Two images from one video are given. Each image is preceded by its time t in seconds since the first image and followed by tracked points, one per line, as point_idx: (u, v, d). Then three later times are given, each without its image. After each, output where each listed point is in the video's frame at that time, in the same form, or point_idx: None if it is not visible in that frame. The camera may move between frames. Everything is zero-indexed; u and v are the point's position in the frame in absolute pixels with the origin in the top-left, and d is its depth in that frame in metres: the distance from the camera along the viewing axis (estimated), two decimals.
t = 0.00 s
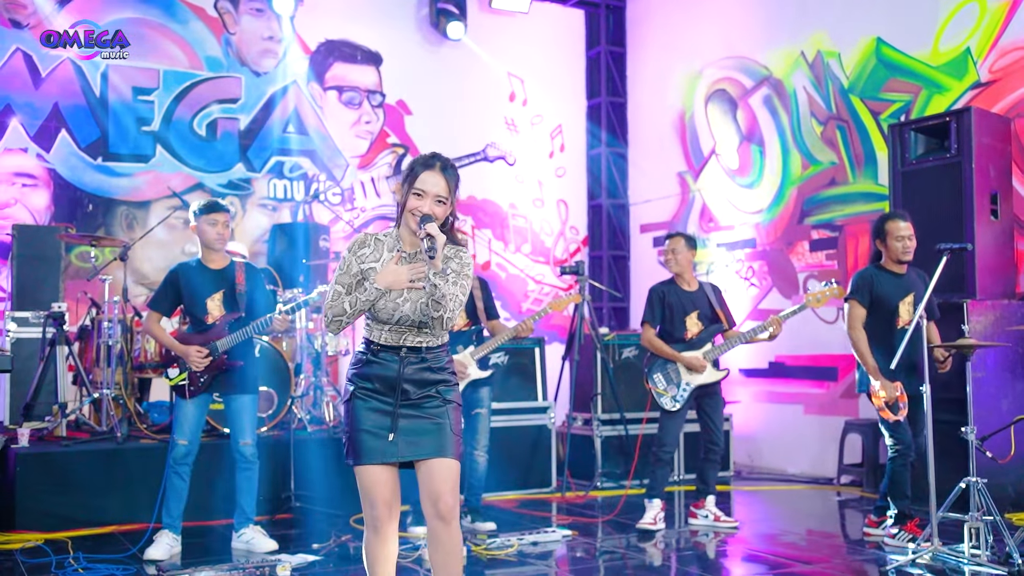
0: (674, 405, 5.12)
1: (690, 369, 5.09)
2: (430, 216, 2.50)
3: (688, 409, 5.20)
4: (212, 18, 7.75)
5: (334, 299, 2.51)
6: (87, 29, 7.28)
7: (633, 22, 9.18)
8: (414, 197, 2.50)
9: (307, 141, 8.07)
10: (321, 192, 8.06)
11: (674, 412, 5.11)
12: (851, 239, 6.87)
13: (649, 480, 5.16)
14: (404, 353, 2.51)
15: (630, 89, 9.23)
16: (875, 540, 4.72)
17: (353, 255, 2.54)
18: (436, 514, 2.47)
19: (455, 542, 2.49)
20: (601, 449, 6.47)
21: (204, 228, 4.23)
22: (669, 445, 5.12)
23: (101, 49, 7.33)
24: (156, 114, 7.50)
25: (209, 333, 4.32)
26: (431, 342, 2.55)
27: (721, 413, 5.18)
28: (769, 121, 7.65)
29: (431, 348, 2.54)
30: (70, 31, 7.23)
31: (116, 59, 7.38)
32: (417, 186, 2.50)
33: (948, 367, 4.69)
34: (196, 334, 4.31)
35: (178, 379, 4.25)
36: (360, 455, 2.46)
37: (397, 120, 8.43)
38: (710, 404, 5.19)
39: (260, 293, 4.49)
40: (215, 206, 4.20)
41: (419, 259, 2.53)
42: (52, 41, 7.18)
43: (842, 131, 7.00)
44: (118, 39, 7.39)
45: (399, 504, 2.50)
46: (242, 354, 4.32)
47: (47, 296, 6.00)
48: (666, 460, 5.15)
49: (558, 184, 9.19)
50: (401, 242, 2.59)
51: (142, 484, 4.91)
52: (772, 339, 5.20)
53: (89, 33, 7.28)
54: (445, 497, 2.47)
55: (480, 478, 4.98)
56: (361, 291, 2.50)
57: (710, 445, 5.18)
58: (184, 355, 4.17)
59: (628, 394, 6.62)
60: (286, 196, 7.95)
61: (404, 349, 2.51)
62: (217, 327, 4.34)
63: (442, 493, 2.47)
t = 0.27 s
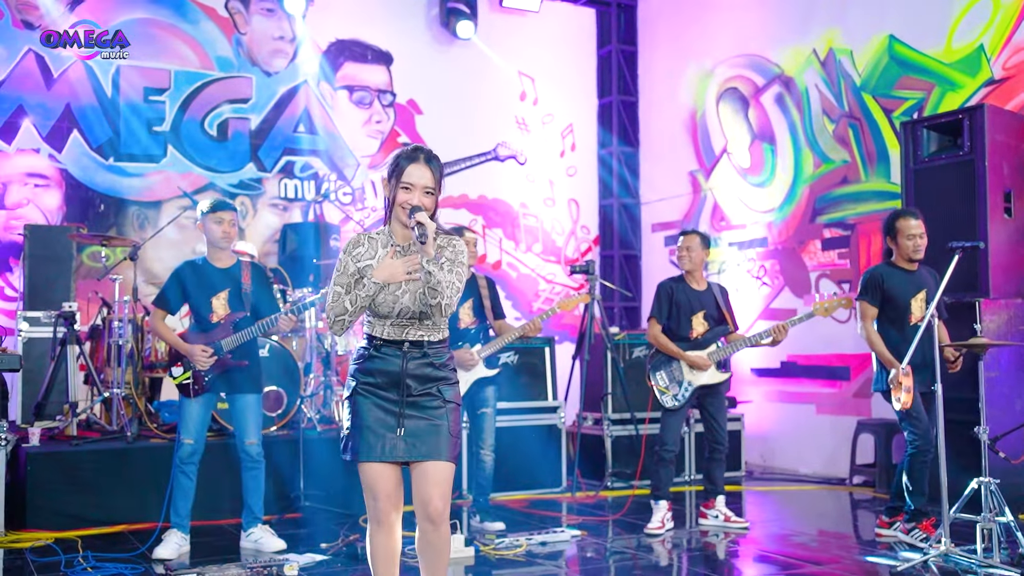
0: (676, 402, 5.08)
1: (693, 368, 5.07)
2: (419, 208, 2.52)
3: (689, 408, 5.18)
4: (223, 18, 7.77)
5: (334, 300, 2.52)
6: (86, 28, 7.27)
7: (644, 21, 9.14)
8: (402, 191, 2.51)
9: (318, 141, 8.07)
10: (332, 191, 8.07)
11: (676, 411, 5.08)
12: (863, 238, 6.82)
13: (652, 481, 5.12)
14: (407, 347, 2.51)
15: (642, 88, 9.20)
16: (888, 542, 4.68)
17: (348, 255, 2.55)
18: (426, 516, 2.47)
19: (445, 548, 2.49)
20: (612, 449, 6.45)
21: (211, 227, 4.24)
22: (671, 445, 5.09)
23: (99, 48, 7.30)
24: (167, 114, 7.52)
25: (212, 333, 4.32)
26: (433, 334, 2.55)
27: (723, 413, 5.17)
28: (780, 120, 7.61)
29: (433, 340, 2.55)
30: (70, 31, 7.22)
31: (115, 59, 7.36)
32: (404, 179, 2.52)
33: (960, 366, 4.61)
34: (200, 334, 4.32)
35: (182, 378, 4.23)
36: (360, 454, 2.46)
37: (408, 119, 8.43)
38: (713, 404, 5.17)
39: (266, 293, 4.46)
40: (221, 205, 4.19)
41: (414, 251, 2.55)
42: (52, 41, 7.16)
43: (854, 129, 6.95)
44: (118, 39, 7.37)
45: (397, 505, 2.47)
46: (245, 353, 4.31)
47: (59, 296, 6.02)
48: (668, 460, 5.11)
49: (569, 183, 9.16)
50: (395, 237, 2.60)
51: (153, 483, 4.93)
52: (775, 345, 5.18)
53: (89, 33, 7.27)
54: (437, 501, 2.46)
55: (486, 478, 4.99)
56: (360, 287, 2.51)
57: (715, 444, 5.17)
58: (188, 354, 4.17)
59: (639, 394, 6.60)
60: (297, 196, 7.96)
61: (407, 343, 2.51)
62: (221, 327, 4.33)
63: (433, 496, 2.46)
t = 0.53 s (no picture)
0: (667, 403, 5.08)
1: (688, 372, 5.05)
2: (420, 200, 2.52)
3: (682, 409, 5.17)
4: (235, 19, 7.79)
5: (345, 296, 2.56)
6: (86, 29, 7.27)
7: (657, 20, 9.11)
8: (404, 183, 2.50)
9: (330, 141, 8.09)
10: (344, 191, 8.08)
11: (668, 411, 5.09)
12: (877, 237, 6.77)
13: (656, 484, 5.08)
14: (418, 340, 2.54)
15: (654, 87, 9.17)
16: (900, 543, 4.63)
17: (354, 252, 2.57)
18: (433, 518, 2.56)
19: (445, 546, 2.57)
20: (623, 449, 6.43)
21: (212, 226, 4.28)
22: (671, 447, 5.08)
23: (99, 48, 7.30)
24: (180, 114, 7.54)
25: (216, 332, 4.31)
26: (442, 325, 2.58)
27: (717, 415, 5.14)
28: (793, 118, 7.57)
29: (442, 331, 2.58)
30: (70, 31, 7.22)
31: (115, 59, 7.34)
32: (405, 173, 2.52)
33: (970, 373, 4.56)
34: (202, 333, 4.31)
35: (183, 376, 4.23)
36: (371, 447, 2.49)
37: (420, 119, 8.43)
38: (706, 406, 5.14)
39: (269, 295, 4.50)
40: (224, 205, 4.24)
41: (418, 241, 2.56)
42: (52, 41, 7.16)
43: (868, 127, 6.90)
44: (119, 39, 7.36)
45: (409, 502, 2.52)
46: (246, 354, 4.33)
47: (72, 295, 6.05)
48: (670, 462, 5.09)
49: (581, 182, 9.14)
50: (400, 229, 2.61)
51: (163, 483, 4.95)
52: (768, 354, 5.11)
53: (89, 33, 7.26)
54: (444, 505, 2.54)
55: (493, 479, 4.93)
56: (368, 282, 2.53)
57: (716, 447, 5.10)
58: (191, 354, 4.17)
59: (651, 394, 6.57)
60: (309, 197, 7.98)
61: (417, 336, 2.54)
62: (224, 326, 4.34)
63: (441, 500, 2.54)
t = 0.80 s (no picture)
0: (676, 402, 5.06)
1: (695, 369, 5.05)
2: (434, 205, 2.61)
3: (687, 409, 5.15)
4: (247, 19, 7.81)
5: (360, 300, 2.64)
6: (85, 29, 7.26)
7: (669, 18, 9.08)
8: (418, 188, 2.61)
9: (342, 141, 8.09)
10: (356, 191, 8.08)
11: (675, 412, 5.06)
12: (890, 236, 6.72)
13: (665, 485, 5.05)
14: (439, 340, 2.60)
15: (667, 86, 9.13)
16: (913, 545, 4.57)
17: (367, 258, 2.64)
18: (448, 511, 2.60)
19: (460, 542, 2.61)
20: (635, 449, 6.40)
21: (216, 226, 4.30)
22: (678, 447, 5.05)
23: (99, 48, 7.28)
24: (192, 115, 7.56)
25: (219, 331, 4.33)
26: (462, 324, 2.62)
27: (721, 414, 5.13)
28: (806, 117, 7.52)
29: (463, 330, 2.62)
30: (71, 31, 7.22)
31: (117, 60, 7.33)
32: (419, 178, 2.61)
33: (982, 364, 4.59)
34: (205, 332, 4.32)
35: (186, 376, 4.25)
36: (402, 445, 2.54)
37: (432, 119, 8.43)
38: (710, 404, 5.14)
39: (269, 296, 4.50)
40: (225, 203, 4.26)
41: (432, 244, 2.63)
42: (53, 42, 7.16)
43: (882, 125, 6.85)
44: (120, 39, 7.34)
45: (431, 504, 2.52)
46: (249, 353, 4.36)
47: (85, 295, 6.08)
48: (679, 463, 5.05)
49: (594, 181, 9.11)
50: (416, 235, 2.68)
51: (173, 482, 4.95)
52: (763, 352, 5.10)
53: (90, 34, 7.26)
54: (461, 497, 2.59)
55: (500, 477, 4.98)
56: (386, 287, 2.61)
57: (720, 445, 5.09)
58: (195, 354, 4.17)
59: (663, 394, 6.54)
60: (321, 196, 7.99)
61: (438, 335, 2.60)
62: (228, 326, 4.35)
63: (458, 492, 2.58)
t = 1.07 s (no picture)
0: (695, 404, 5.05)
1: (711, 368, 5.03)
2: (450, 201, 2.89)
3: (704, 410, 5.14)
4: (259, 19, 7.82)
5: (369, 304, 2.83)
6: (85, 28, 7.26)
7: (681, 16, 9.04)
8: (436, 185, 2.88)
9: (353, 140, 8.10)
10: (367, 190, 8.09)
11: (694, 413, 5.05)
12: (904, 234, 6.68)
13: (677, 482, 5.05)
14: (448, 339, 2.79)
15: (679, 84, 9.09)
16: (926, 544, 4.54)
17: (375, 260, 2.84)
18: (464, 505, 2.82)
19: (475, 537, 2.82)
20: (645, 448, 6.37)
21: (222, 224, 4.30)
22: (692, 445, 5.05)
23: (99, 48, 7.28)
24: (204, 114, 7.58)
25: (227, 331, 4.36)
26: (468, 324, 2.83)
27: (739, 414, 5.06)
28: (819, 114, 7.48)
29: (470, 331, 2.83)
30: (70, 31, 7.22)
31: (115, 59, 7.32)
32: (436, 177, 2.89)
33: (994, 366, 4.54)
34: (215, 332, 4.35)
35: (196, 376, 4.29)
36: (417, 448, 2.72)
37: (443, 118, 8.43)
38: (731, 406, 5.06)
39: (277, 294, 4.53)
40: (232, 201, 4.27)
41: (439, 247, 2.86)
42: (52, 41, 7.16)
43: (895, 123, 6.80)
44: (119, 39, 7.33)
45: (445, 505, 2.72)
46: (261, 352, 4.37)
47: (96, 294, 6.10)
48: (695, 462, 5.04)
49: (606, 180, 9.08)
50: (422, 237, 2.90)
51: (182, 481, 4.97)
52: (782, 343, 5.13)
53: (89, 33, 7.26)
54: (476, 490, 2.80)
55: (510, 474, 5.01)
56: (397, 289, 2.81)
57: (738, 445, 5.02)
58: (205, 352, 4.18)
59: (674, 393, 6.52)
60: (333, 195, 8.00)
61: (448, 336, 2.79)
62: (236, 324, 4.37)
63: (474, 486, 2.80)
